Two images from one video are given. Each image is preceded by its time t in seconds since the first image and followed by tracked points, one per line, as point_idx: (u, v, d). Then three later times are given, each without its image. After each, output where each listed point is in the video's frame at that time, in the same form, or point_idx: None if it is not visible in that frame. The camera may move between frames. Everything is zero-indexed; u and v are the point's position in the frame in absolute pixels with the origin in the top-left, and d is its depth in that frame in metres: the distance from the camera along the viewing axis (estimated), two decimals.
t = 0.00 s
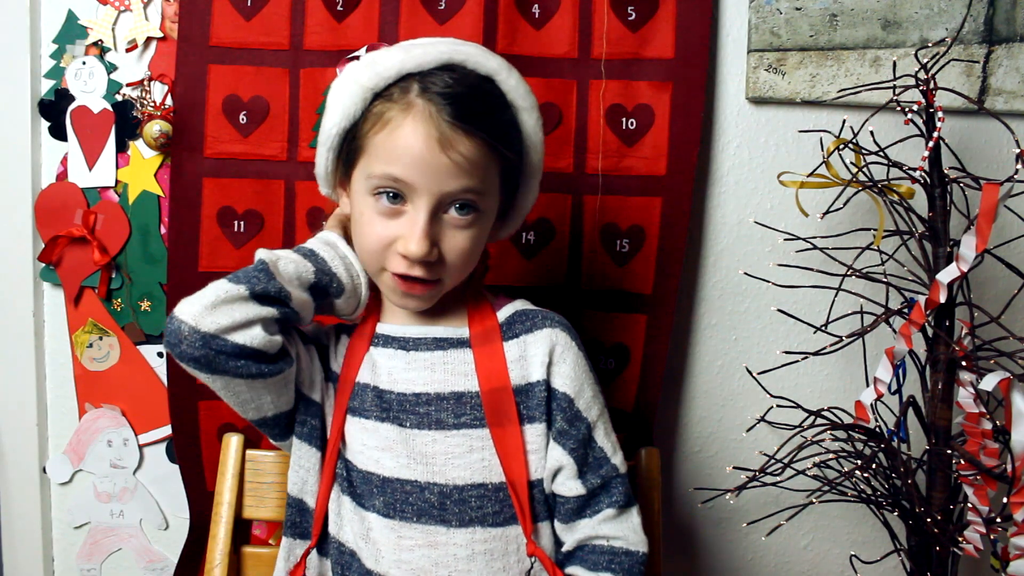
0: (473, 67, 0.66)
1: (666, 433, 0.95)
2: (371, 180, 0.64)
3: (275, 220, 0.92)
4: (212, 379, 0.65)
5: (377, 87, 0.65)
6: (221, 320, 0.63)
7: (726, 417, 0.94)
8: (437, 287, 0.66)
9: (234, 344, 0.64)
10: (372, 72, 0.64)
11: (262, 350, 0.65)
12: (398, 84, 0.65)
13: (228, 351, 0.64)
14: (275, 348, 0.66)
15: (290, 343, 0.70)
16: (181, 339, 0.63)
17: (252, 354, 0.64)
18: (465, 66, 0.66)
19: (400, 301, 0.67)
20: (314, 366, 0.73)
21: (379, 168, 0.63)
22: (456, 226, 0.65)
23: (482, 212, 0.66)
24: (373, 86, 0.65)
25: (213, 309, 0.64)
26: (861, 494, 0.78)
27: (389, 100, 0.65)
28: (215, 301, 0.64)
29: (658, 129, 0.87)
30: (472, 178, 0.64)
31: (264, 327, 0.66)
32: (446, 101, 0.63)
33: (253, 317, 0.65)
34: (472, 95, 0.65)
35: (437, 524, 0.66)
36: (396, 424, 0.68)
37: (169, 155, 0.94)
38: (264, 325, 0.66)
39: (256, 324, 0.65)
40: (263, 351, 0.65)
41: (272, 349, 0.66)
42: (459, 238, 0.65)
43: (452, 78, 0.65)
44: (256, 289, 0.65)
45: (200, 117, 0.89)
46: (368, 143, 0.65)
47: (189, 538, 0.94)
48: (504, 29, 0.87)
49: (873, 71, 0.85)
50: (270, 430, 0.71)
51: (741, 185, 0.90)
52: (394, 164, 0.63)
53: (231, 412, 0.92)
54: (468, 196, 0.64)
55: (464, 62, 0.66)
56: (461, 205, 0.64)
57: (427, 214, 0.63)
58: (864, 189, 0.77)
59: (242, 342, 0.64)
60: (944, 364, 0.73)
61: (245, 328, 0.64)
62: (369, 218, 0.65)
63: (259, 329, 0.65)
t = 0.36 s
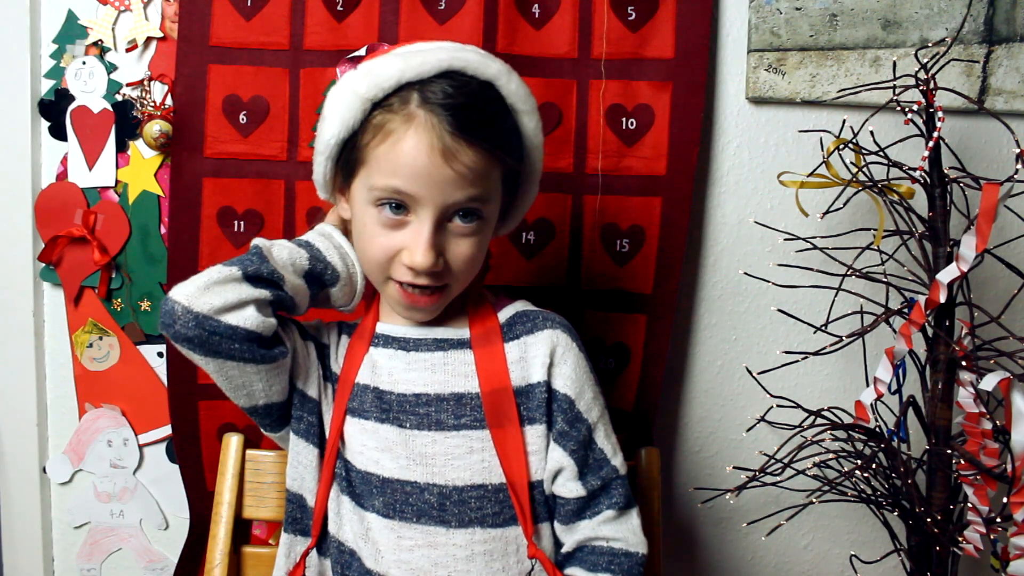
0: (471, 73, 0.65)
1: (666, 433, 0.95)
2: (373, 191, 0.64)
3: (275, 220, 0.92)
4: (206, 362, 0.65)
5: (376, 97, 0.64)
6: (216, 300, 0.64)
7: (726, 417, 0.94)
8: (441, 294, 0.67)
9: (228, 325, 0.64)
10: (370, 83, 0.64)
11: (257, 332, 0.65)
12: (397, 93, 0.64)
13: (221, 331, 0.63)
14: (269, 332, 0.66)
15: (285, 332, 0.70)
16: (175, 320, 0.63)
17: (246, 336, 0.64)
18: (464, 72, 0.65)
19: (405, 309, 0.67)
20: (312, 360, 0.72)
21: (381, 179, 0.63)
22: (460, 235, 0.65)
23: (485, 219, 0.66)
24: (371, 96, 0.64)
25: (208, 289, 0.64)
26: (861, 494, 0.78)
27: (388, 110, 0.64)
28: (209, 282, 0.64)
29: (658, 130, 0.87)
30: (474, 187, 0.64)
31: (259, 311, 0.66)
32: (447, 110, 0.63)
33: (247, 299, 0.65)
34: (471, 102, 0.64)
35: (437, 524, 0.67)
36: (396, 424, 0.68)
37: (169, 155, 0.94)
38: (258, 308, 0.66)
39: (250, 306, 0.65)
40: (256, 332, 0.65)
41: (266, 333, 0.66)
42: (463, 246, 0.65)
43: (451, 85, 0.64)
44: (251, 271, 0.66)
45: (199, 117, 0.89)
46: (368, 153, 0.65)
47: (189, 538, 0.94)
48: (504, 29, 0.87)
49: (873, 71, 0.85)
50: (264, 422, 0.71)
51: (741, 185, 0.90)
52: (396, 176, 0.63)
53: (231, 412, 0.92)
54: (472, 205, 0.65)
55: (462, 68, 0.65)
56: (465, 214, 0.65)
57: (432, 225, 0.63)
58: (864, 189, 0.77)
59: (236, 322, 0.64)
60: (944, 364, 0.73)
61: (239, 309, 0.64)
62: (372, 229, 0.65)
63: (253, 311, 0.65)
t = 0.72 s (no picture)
0: (481, 43, 0.67)
1: (666, 433, 0.95)
2: (385, 145, 0.64)
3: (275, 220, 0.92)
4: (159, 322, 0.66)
5: (389, 58, 0.65)
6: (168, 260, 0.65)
7: (726, 417, 0.94)
8: (455, 261, 0.65)
9: (174, 285, 0.64)
10: (384, 42, 0.65)
11: (205, 296, 0.65)
12: (410, 55, 0.65)
13: (168, 291, 0.64)
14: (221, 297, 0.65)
15: (253, 307, 0.70)
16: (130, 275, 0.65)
17: (193, 299, 0.64)
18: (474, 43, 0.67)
19: (417, 279, 0.65)
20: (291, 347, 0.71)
21: (395, 130, 0.63)
22: (474, 190, 0.64)
23: (496, 183, 0.66)
24: (384, 56, 0.65)
25: (164, 251, 0.66)
26: (861, 494, 0.78)
27: (400, 71, 0.65)
28: (168, 245, 0.66)
29: (658, 130, 0.87)
30: (487, 139, 0.64)
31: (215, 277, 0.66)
32: (461, 65, 0.64)
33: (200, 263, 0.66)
34: (483, 66, 0.66)
35: (435, 532, 0.67)
36: (394, 426, 0.68)
37: (169, 155, 0.94)
38: (214, 274, 0.66)
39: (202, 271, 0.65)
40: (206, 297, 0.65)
41: (220, 299, 0.65)
42: (477, 203, 0.65)
43: (460, 51, 0.65)
44: (213, 239, 0.67)
45: (199, 117, 0.89)
46: (380, 112, 0.65)
47: (189, 538, 0.94)
48: (504, 29, 0.87)
49: (873, 71, 0.85)
50: (234, 399, 0.70)
51: (741, 185, 0.90)
52: (410, 124, 0.63)
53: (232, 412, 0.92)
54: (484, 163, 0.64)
55: (473, 41, 0.67)
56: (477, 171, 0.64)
57: (448, 173, 0.62)
58: (864, 189, 0.77)
59: (184, 284, 0.64)
60: (944, 364, 0.73)
61: (191, 272, 0.65)
62: (385, 186, 0.64)
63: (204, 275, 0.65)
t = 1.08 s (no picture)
0: (505, 86, 0.66)
1: (666, 433, 0.95)
2: (387, 180, 0.63)
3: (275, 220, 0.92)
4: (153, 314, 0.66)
5: (408, 91, 0.63)
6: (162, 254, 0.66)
7: (726, 417, 0.94)
8: (435, 299, 0.67)
9: (168, 280, 0.65)
10: (406, 75, 0.63)
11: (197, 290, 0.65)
12: (429, 93, 0.64)
13: (162, 285, 0.65)
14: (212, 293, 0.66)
15: (245, 304, 0.70)
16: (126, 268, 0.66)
17: (185, 294, 0.65)
18: (497, 84, 0.66)
19: (395, 307, 0.67)
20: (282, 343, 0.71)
21: (398, 170, 0.63)
22: (465, 241, 0.65)
23: (488, 233, 0.67)
24: (404, 88, 0.63)
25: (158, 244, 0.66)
26: (861, 494, 0.78)
27: (416, 107, 0.64)
28: (165, 241, 0.67)
29: (658, 130, 0.87)
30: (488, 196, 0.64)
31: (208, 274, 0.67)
32: (479, 116, 0.63)
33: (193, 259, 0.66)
34: (501, 115, 0.65)
35: (420, 524, 0.67)
36: (377, 422, 0.68)
37: (169, 155, 0.94)
38: (207, 270, 0.67)
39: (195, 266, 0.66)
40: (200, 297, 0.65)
41: (212, 296, 0.66)
42: (466, 253, 0.66)
43: (482, 98, 0.64)
44: (206, 235, 0.67)
45: (200, 118, 0.89)
46: (388, 143, 0.64)
47: (189, 538, 0.94)
48: (503, 29, 0.87)
49: (873, 71, 0.85)
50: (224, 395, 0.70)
51: (741, 185, 0.90)
52: (415, 171, 0.62)
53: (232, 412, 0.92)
54: (480, 214, 0.64)
55: (497, 81, 0.65)
56: (472, 222, 0.65)
57: (443, 227, 0.63)
58: (864, 189, 0.77)
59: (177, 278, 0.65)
60: (944, 364, 0.73)
61: (183, 266, 0.66)
62: (378, 219, 0.64)
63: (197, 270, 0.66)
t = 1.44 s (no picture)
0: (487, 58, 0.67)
1: (666, 433, 0.95)
2: (377, 154, 0.64)
3: (275, 220, 0.92)
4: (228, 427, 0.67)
5: (395, 69, 0.66)
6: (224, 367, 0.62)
7: (725, 417, 0.94)
8: (434, 273, 0.65)
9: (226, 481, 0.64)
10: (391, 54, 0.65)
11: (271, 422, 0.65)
12: (415, 68, 0.66)
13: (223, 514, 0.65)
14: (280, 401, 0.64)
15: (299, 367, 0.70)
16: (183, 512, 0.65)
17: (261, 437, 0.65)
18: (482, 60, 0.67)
19: (395, 286, 0.66)
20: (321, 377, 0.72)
21: (385, 140, 0.63)
22: (459, 211, 0.64)
23: (484, 205, 0.65)
24: (390, 67, 0.65)
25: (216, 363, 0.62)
26: (861, 495, 0.78)
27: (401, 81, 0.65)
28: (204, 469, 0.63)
29: (658, 130, 0.87)
30: (477, 161, 0.63)
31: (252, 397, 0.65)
32: (462, 82, 0.64)
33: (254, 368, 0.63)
34: (484, 84, 0.65)
35: (403, 524, 0.67)
36: (368, 423, 0.68)
37: (169, 155, 0.94)
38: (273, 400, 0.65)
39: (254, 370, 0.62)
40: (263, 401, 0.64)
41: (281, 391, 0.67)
42: (461, 224, 0.64)
43: (465, 70, 0.65)
44: (246, 335, 0.63)
45: (200, 118, 0.89)
46: (379, 121, 0.65)
47: (189, 538, 0.94)
48: (503, 29, 0.87)
49: (874, 71, 0.85)
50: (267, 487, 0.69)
51: (742, 185, 0.90)
52: (401, 139, 0.63)
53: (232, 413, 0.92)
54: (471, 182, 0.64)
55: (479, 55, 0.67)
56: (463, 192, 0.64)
57: (431, 192, 0.62)
58: (864, 189, 0.77)
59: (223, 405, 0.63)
60: (944, 364, 0.73)
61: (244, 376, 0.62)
62: (371, 195, 0.65)
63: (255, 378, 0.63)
